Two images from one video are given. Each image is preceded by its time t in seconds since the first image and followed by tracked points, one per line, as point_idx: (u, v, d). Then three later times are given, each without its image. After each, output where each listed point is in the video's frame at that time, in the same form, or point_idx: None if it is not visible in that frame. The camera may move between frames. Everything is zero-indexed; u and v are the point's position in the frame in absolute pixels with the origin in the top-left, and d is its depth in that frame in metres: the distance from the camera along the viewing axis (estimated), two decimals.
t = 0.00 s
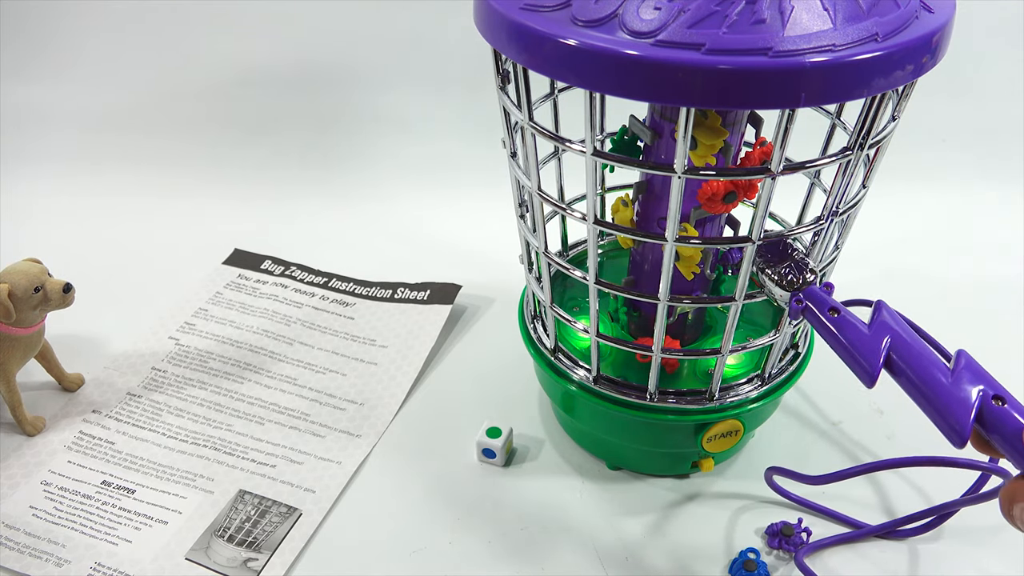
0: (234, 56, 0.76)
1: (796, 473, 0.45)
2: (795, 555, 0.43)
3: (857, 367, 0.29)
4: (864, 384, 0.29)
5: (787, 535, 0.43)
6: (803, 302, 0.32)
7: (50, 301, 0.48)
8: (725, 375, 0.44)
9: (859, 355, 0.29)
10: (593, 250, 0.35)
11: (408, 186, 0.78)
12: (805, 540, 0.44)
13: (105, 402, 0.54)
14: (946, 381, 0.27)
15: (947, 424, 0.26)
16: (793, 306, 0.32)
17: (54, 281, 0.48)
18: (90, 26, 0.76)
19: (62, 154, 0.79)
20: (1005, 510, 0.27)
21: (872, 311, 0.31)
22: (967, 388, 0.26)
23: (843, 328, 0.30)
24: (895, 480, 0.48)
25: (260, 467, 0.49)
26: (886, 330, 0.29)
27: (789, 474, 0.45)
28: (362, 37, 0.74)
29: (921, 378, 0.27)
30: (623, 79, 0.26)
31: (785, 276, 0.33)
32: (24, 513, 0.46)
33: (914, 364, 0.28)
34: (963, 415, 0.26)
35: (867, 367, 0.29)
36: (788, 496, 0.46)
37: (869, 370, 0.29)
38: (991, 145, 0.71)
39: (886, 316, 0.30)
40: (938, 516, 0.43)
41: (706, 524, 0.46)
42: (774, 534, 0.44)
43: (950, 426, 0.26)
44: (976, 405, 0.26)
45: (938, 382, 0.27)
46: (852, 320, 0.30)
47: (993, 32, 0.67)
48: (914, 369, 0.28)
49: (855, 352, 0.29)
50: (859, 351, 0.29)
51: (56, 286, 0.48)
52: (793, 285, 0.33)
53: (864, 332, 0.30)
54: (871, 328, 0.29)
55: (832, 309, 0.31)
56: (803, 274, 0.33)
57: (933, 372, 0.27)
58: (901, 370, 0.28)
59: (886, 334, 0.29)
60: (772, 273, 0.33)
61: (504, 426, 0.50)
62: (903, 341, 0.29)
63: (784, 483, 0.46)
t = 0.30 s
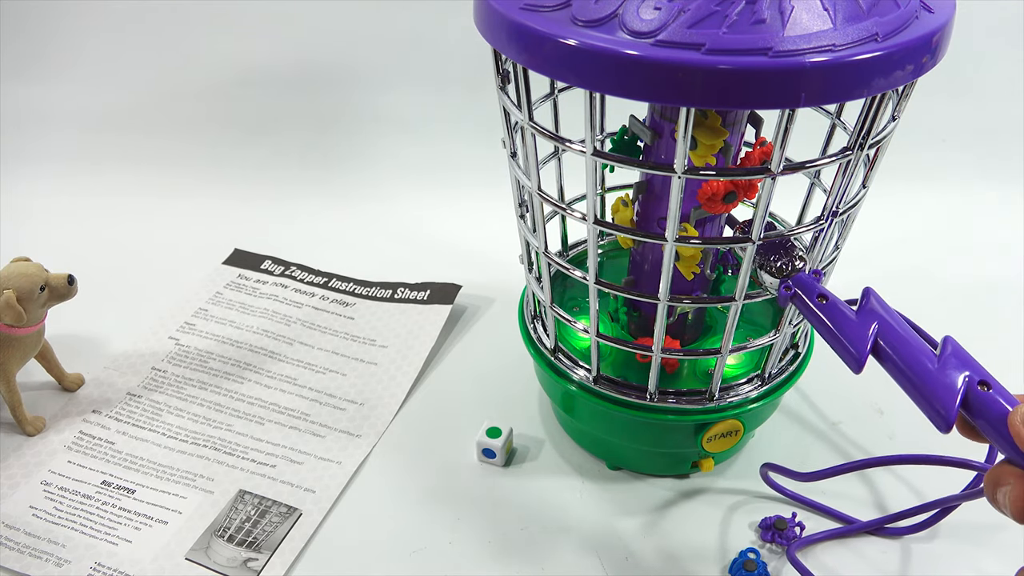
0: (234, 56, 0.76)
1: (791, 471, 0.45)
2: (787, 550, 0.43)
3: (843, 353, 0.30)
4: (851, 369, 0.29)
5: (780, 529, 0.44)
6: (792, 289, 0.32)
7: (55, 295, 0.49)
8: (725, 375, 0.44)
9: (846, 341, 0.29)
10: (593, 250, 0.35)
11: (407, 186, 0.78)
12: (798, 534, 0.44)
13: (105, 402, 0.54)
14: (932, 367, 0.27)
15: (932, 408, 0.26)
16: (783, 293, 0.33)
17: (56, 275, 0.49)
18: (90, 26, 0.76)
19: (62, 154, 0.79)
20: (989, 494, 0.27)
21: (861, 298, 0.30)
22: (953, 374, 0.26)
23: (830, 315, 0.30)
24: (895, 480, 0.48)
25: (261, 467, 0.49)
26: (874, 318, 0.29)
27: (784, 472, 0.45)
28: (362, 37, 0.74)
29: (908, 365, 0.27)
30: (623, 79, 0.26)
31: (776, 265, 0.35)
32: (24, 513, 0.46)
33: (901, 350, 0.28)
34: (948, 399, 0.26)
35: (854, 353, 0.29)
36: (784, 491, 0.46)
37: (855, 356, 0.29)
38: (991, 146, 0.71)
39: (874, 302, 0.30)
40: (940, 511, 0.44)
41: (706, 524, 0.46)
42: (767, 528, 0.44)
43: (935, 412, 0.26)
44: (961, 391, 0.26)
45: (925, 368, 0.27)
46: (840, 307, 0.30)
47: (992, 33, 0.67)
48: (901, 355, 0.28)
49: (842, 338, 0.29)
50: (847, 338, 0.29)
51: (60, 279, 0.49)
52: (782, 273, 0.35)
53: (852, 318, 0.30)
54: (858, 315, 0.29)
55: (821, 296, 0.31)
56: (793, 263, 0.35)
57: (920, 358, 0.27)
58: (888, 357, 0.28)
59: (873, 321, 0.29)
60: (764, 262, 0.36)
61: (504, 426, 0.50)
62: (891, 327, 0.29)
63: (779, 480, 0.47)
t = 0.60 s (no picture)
0: (234, 56, 0.76)
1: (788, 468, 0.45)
2: (782, 545, 0.43)
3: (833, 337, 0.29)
4: (842, 356, 0.28)
5: (775, 524, 0.44)
6: (785, 276, 0.32)
7: (55, 295, 0.49)
8: (725, 375, 0.44)
9: (837, 326, 0.29)
10: (593, 250, 0.35)
11: (407, 186, 0.78)
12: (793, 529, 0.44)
13: (105, 402, 0.54)
14: (922, 354, 0.27)
15: (921, 393, 0.26)
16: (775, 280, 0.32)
17: (56, 275, 0.49)
18: (90, 26, 0.76)
19: (62, 153, 0.79)
20: (977, 481, 0.27)
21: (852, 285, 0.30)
22: (943, 361, 0.26)
23: (822, 301, 0.30)
24: (894, 479, 0.48)
25: (261, 467, 0.49)
26: (865, 305, 0.29)
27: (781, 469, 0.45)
28: (362, 37, 0.74)
29: (898, 351, 0.27)
30: (623, 79, 0.26)
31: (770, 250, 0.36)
32: (24, 514, 0.46)
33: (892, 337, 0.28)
34: (937, 385, 0.26)
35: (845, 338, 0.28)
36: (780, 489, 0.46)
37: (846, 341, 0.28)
38: (991, 146, 0.71)
39: (866, 290, 0.30)
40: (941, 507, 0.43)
41: (706, 524, 0.45)
42: (761, 522, 0.44)
43: (924, 397, 0.26)
44: (950, 377, 0.26)
45: (915, 354, 0.27)
46: (832, 294, 0.30)
47: (992, 33, 0.67)
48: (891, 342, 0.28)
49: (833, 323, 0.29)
50: (837, 323, 0.29)
51: (60, 279, 0.49)
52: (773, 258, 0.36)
53: (843, 305, 0.29)
54: (849, 301, 0.29)
55: (813, 284, 0.31)
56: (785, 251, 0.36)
57: (910, 344, 0.27)
58: (878, 344, 0.28)
59: (864, 308, 0.29)
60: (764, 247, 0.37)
61: (504, 426, 0.50)
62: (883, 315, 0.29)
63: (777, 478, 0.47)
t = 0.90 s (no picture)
0: (234, 56, 0.76)
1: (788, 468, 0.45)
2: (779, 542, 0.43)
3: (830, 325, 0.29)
4: (838, 344, 0.29)
5: (773, 521, 0.44)
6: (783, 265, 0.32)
7: (55, 295, 0.49)
8: (725, 375, 0.44)
9: (834, 315, 0.29)
10: (593, 250, 0.35)
11: (407, 186, 0.78)
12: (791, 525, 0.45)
13: (105, 402, 0.54)
14: (918, 344, 0.27)
15: (916, 383, 0.26)
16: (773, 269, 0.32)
17: (56, 275, 0.49)
18: (89, 26, 0.76)
19: (62, 153, 0.79)
20: (971, 469, 0.27)
21: (850, 275, 0.30)
22: (939, 352, 0.26)
23: (819, 289, 0.30)
24: (894, 480, 0.48)
25: (260, 467, 0.49)
26: (863, 294, 0.29)
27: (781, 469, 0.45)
28: (362, 37, 0.74)
29: (895, 341, 0.27)
30: (623, 79, 0.26)
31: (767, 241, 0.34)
32: (24, 514, 0.46)
33: (889, 327, 0.28)
34: (933, 375, 0.26)
35: (841, 327, 0.29)
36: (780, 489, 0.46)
37: (842, 330, 0.29)
38: (991, 146, 0.71)
39: (864, 280, 0.29)
40: (940, 507, 0.43)
41: (706, 525, 0.45)
42: (760, 519, 0.44)
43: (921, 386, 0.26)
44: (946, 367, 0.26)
45: (912, 344, 0.27)
46: (830, 283, 0.30)
47: (992, 33, 0.67)
48: (888, 331, 0.28)
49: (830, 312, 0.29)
50: (834, 312, 0.29)
51: (60, 279, 0.49)
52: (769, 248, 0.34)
53: (841, 293, 0.29)
54: (847, 290, 0.29)
55: (811, 272, 0.31)
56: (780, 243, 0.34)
57: (907, 333, 0.27)
58: (874, 333, 0.28)
59: (862, 297, 0.29)
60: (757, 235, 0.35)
61: (504, 426, 0.50)
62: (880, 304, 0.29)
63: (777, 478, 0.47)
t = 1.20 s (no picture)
0: (234, 55, 0.76)
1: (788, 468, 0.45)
2: (779, 542, 0.43)
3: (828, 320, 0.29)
4: (834, 339, 0.29)
5: (772, 520, 0.44)
6: (780, 262, 0.32)
7: (55, 295, 0.49)
8: (725, 375, 0.44)
9: (831, 311, 0.29)
10: (593, 250, 0.35)
11: (407, 186, 0.78)
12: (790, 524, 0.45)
13: (105, 402, 0.54)
14: (915, 340, 0.27)
15: (913, 378, 0.26)
16: (770, 265, 0.32)
17: (57, 275, 0.49)
18: (89, 26, 0.76)
19: (62, 153, 0.79)
20: (967, 463, 0.27)
21: (847, 270, 0.30)
22: (936, 348, 0.26)
23: (817, 284, 0.30)
24: (894, 481, 0.48)
25: (260, 467, 0.49)
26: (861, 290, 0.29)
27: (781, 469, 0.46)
28: (362, 37, 0.74)
29: (892, 337, 0.27)
30: (623, 79, 0.26)
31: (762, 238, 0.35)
32: (24, 514, 0.46)
33: (887, 324, 0.28)
34: (930, 371, 0.26)
35: (838, 323, 0.29)
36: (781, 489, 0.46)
37: (839, 325, 0.29)
38: (991, 146, 0.71)
39: (861, 276, 0.30)
40: (939, 507, 0.43)
41: (706, 525, 0.45)
42: (760, 518, 0.45)
43: (917, 381, 0.26)
44: (943, 364, 0.26)
45: (909, 341, 0.27)
46: (828, 279, 0.30)
47: (992, 33, 0.67)
48: (885, 328, 0.28)
49: (828, 306, 0.29)
50: (832, 309, 0.29)
51: (60, 279, 0.49)
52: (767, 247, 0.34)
53: (838, 288, 0.29)
54: (844, 286, 0.29)
55: (808, 268, 0.31)
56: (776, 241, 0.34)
57: (904, 329, 0.27)
58: (872, 329, 0.28)
59: (859, 293, 0.29)
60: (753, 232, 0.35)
61: (503, 426, 0.50)
62: (877, 301, 0.29)
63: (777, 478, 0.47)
